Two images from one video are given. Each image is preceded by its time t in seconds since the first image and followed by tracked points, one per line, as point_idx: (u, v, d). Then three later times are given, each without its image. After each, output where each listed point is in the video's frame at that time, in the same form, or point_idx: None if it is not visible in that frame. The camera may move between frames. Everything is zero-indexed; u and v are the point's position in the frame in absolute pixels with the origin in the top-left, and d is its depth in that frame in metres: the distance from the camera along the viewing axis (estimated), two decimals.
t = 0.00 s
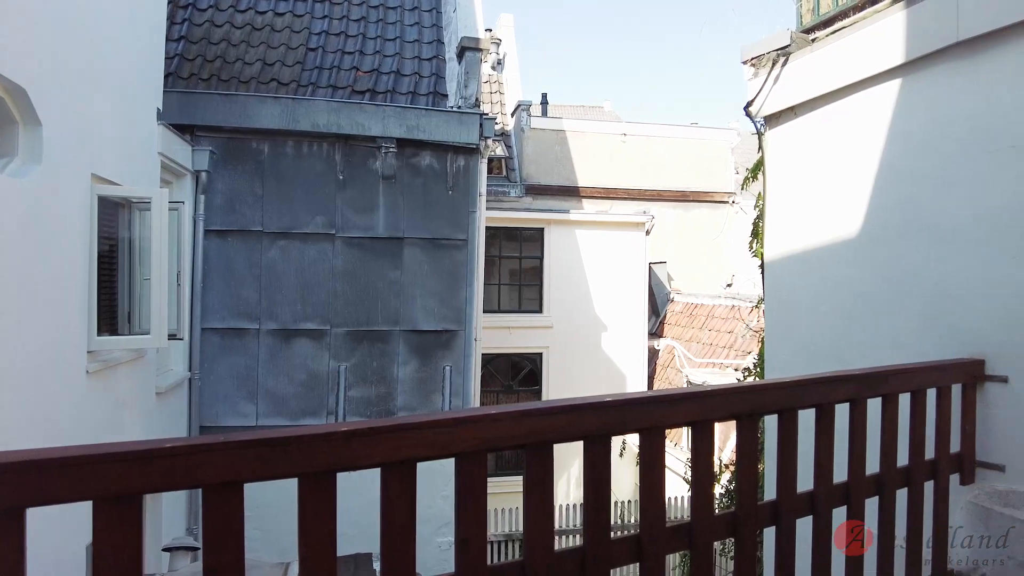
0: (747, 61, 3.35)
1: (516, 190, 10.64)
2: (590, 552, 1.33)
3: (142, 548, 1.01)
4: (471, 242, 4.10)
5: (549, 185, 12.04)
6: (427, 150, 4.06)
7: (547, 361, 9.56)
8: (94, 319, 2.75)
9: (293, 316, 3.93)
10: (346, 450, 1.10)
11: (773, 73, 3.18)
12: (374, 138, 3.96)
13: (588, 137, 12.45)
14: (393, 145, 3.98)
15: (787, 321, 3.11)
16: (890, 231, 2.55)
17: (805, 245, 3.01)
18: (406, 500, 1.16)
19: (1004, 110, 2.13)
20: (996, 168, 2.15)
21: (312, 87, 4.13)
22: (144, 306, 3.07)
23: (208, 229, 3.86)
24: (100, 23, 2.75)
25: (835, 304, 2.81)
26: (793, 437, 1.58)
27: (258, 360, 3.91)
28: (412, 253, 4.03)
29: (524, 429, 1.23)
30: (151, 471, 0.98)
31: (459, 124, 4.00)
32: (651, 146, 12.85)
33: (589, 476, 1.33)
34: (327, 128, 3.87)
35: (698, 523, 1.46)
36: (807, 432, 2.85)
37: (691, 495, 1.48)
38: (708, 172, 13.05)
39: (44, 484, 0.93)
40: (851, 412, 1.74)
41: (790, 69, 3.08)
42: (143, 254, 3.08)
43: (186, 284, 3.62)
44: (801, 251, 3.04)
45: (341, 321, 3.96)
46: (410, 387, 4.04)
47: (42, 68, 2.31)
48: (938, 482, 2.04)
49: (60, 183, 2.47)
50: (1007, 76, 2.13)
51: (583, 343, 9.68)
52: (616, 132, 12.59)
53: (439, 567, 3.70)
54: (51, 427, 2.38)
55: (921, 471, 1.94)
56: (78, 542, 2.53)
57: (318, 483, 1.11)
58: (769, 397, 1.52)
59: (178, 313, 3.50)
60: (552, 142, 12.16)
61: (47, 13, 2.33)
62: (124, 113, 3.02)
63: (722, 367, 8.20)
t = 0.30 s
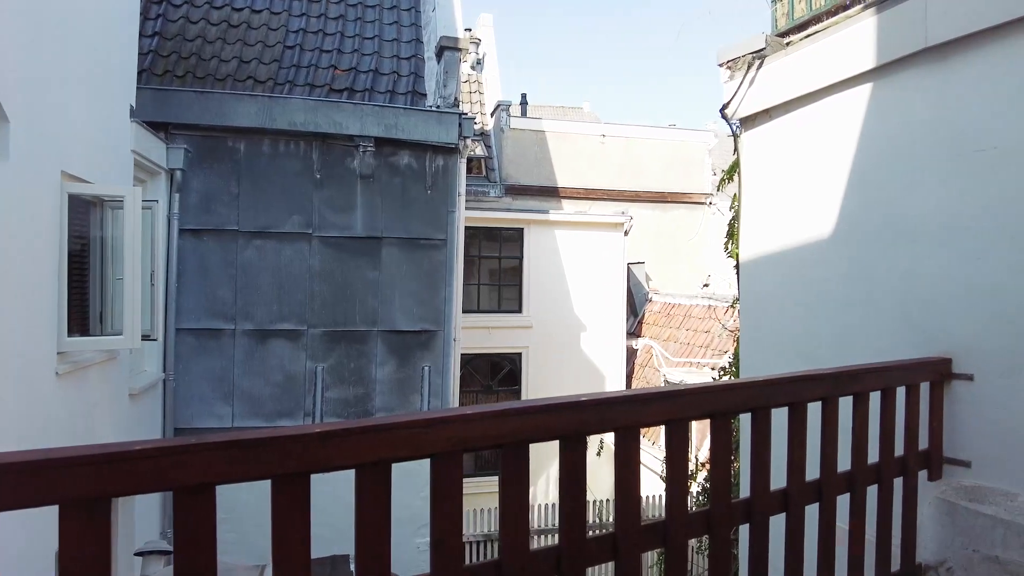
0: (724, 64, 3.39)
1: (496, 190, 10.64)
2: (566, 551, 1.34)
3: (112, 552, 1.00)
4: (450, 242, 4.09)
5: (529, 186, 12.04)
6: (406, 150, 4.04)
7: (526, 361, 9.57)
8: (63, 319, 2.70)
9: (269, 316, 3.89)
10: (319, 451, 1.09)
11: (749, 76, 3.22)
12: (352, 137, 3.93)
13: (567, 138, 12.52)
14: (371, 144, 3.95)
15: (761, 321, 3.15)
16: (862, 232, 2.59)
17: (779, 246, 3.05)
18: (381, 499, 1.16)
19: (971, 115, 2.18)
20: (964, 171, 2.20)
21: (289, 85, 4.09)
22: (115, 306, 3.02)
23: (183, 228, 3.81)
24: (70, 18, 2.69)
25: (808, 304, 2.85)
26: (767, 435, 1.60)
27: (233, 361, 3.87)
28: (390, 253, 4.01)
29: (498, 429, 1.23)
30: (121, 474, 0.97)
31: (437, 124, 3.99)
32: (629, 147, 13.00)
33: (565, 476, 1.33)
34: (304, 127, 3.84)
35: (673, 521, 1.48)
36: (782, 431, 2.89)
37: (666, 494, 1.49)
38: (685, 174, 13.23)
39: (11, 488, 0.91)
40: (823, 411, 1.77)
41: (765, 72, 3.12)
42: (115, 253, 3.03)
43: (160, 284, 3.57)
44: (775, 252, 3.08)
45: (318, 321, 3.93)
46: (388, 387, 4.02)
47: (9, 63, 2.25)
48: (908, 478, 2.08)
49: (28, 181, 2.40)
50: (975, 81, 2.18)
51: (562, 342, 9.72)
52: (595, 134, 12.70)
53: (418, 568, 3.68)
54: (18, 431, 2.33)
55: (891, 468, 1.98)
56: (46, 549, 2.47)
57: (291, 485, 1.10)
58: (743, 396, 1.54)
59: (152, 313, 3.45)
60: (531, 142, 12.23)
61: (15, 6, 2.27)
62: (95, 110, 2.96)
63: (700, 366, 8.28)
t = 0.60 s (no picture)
0: (699, 66, 3.43)
1: (475, 190, 10.63)
2: (541, 550, 1.34)
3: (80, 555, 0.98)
4: (428, 242, 4.08)
5: (508, 185, 12.04)
6: (383, 149, 4.02)
7: (505, 361, 9.58)
8: (30, 320, 2.64)
9: (244, 317, 3.85)
10: (293, 452, 1.08)
11: (724, 78, 3.26)
12: (329, 136, 3.90)
13: (545, 138, 12.58)
14: (348, 143, 3.92)
15: (736, 321, 3.18)
16: (833, 233, 2.64)
17: (753, 247, 3.09)
18: (354, 500, 1.16)
19: (939, 119, 2.23)
20: (931, 174, 2.25)
21: (264, 82, 4.05)
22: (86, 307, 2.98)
23: (156, 228, 3.75)
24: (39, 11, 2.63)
25: (781, 304, 2.89)
26: (739, 433, 1.62)
27: (208, 362, 3.81)
28: (367, 253, 3.99)
29: (473, 429, 1.23)
30: (91, 476, 0.95)
31: (415, 123, 3.98)
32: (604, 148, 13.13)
33: (539, 476, 1.34)
34: (280, 125, 3.80)
35: (648, 520, 1.49)
36: (755, 429, 2.92)
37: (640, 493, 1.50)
38: (661, 175, 13.38)
39: None
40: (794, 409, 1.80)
41: (739, 75, 3.16)
42: (85, 252, 2.98)
43: (132, 283, 3.51)
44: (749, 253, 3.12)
45: (293, 321, 3.89)
46: (365, 388, 4.00)
47: None
48: (877, 474, 2.13)
49: None
50: (941, 86, 2.23)
51: (540, 342, 9.74)
52: (573, 134, 12.78)
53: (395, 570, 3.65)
54: None
55: (861, 464, 2.02)
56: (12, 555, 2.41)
57: (264, 485, 1.09)
58: (716, 394, 1.56)
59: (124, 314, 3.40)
60: (510, 142, 12.23)
61: None
62: (65, 106, 2.90)
63: (676, 365, 8.35)
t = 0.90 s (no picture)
0: (674, 68, 3.46)
1: (452, 190, 10.60)
2: (515, 547, 1.35)
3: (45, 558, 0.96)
4: (405, 241, 4.07)
5: (486, 185, 12.04)
6: (359, 147, 4.00)
7: (482, 362, 9.56)
8: None
9: (217, 317, 3.79)
10: (264, 451, 1.07)
11: (698, 80, 3.30)
12: (304, 134, 3.87)
13: (523, 138, 12.63)
14: (324, 141, 3.89)
15: (709, 320, 3.22)
16: (803, 234, 2.69)
17: (726, 247, 3.13)
18: (327, 499, 1.15)
19: (906, 122, 2.29)
20: (899, 176, 2.30)
21: (239, 80, 4.00)
22: (53, 308, 2.92)
23: (126, 226, 3.68)
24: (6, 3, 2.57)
25: (753, 303, 2.93)
26: (711, 430, 1.64)
27: (180, 363, 3.76)
28: (343, 252, 3.96)
29: (447, 427, 1.23)
30: (57, 476, 0.94)
31: (392, 122, 3.96)
32: (580, 149, 13.22)
33: (513, 472, 1.35)
34: (255, 123, 3.76)
35: (622, 517, 1.50)
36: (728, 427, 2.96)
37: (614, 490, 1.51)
38: (637, 176, 13.51)
39: None
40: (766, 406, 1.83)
41: (713, 77, 3.20)
42: (53, 253, 2.94)
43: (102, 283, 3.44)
44: (723, 253, 3.16)
45: (268, 321, 3.85)
46: (341, 389, 3.97)
47: None
48: (846, 469, 2.17)
49: None
50: (908, 89, 2.28)
51: (517, 342, 9.76)
52: (551, 135, 12.85)
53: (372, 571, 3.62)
54: None
55: (830, 460, 2.06)
56: None
57: (235, 484, 1.09)
58: (689, 393, 1.58)
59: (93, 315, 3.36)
60: (488, 142, 12.24)
61: None
62: (33, 101, 2.83)
63: (653, 364, 8.42)
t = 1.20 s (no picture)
0: (649, 70, 3.49)
1: (429, 189, 10.56)
2: (489, 547, 1.35)
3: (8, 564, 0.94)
4: (381, 241, 4.04)
5: (463, 185, 12.03)
6: (334, 146, 3.97)
7: (459, 362, 9.54)
8: None
9: (190, 317, 3.74)
10: (236, 452, 1.07)
11: (672, 82, 3.34)
12: (279, 132, 3.83)
13: (500, 138, 12.66)
14: (299, 140, 3.86)
15: (684, 320, 3.25)
16: (775, 235, 2.73)
17: (700, 247, 3.17)
18: (299, 499, 1.15)
19: (873, 125, 2.34)
20: (867, 178, 2.35)
21: (212, 77, 3.95)
22: (20, 308, 2.83)
23: (96, 225, 3.60)
24: None
25: (726, 303, 2.97)
26: (683, 428, 1.66)
27: (151, 364, 3.69)
28: (318, 252, 3.93)
29: (421, 427, 1.23)
30: (22, 480, 0.92)
31: (368, 121, 3.94)
32: (557, 150, 13.29)
33: (487, 472, 1.35)
34: (228, 121, 3.72)
35: (596, 515, 1.51)
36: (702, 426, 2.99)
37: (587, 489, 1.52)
38: (614, 177, 13.61)
39: None
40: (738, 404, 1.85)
41: (687, 79, 3.24)
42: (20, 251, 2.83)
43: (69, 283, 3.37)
44: (696, 253, 3.19)
45: (241, 322, 3.81)
46: (316, 390, 3.94)
47: None
48: (816, 466, 2.21)
49: None
50: (876, 93, 2.34)
51: (494, 342, 9.76)
52: (528, 136, 12.91)
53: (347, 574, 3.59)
54: None
55: (801, 457, 2.09)
56: None
57: (207, 485, 1.08)
58: (662, 392, 1.60)
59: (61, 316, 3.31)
60: (465, 142, 12.23)
61: None
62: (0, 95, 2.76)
63: (629, 363, 8.48)
